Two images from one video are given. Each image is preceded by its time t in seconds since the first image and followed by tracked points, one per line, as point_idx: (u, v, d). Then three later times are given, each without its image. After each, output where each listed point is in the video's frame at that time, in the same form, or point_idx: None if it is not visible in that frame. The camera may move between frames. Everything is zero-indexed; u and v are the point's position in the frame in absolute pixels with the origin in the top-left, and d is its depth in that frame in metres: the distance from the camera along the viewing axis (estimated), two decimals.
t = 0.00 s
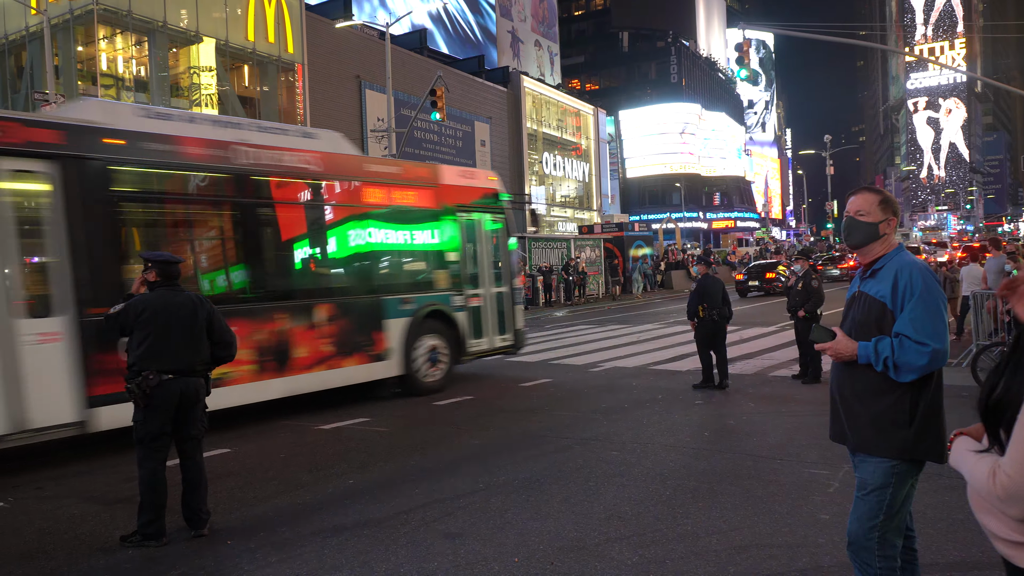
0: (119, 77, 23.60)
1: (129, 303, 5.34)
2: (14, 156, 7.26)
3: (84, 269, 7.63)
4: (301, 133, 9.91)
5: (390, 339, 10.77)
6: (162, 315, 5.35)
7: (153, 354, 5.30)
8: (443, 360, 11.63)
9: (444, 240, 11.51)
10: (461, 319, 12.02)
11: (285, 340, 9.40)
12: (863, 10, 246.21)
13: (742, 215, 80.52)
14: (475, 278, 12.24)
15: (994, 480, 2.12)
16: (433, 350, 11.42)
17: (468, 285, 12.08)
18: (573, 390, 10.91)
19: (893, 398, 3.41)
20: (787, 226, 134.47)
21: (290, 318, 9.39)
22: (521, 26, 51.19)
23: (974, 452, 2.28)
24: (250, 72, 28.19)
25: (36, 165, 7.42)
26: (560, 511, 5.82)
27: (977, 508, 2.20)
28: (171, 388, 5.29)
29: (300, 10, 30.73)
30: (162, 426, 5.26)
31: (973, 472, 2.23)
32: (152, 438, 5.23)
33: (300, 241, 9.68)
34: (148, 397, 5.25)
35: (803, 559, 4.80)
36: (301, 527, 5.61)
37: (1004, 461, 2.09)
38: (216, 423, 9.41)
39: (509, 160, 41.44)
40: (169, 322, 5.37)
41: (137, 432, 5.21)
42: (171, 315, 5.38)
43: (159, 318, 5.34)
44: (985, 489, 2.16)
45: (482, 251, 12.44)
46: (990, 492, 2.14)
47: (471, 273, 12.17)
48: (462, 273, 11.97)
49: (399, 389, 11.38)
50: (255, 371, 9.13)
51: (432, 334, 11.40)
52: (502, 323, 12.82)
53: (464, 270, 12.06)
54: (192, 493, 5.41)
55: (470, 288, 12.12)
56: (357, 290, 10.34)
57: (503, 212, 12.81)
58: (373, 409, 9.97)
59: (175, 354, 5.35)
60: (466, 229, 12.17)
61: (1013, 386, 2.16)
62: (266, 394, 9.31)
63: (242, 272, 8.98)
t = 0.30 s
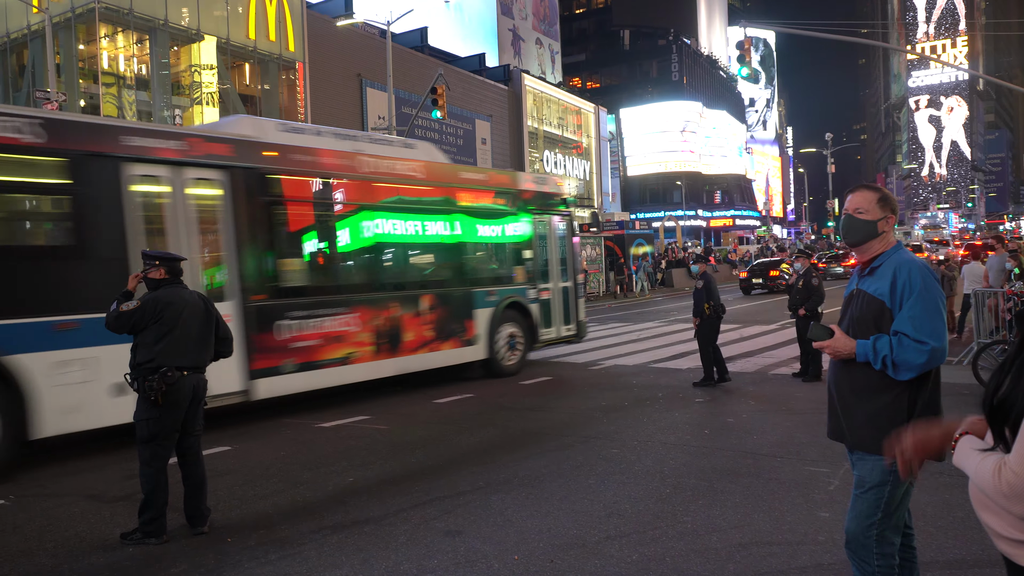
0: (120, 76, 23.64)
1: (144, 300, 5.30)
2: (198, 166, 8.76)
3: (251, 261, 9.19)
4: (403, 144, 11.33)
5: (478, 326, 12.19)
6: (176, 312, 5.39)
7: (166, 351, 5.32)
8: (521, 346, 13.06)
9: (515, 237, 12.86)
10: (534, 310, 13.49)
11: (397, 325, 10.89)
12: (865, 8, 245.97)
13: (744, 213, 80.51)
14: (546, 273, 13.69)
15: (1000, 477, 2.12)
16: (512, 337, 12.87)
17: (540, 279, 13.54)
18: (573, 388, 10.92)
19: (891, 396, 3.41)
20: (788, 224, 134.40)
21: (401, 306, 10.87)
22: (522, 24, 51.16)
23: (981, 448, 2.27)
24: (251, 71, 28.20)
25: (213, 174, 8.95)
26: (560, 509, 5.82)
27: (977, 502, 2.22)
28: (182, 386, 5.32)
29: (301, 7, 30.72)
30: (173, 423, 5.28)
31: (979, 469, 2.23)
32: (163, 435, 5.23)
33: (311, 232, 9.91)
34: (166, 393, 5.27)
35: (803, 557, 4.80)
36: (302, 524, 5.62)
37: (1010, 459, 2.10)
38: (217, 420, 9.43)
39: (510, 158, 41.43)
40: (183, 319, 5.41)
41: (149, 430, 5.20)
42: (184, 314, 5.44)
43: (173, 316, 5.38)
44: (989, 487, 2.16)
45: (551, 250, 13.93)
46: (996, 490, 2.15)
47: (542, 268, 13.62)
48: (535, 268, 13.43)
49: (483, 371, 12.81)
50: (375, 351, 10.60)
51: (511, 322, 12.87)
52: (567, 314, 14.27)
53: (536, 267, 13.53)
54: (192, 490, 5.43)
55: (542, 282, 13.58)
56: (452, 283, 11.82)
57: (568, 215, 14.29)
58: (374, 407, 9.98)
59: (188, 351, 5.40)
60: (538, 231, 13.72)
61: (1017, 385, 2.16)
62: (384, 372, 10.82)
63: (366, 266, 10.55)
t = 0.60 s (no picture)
0: (115, 72, 23.60)
1: (152, 296, 5.29)
2: (324, 172, 10.07)
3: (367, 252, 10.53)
4: (481, 150, 12.71)
5: (545, 313, 13.52)
6: (181, 308, 5.42)
7: (173, 347, 5.34)
8: (580, 333, 14.38)
9: (552, 236, 13.39)
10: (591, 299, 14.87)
11: (479, 311, 12.22)
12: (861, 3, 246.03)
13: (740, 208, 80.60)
14: (601, 265, 15.09)
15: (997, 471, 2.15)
16: (573, 323, 14.21)
17: (596, 271, 14.91)
18: (572, 383, 10.96)
19: (883, 391, 3.42)
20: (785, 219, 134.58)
21: (483, 293, 12.20)
22: (518, 19, 51.09)
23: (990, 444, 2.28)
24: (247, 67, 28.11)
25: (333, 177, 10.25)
26: (558, 505, 5.82)
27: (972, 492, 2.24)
28: (187, 381, 5.36)
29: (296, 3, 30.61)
30: (178, 419, 5.30)
31: (983, 463, 2.25)
32: (164, 431, 5.24)
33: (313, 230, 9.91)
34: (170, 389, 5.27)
35: (800, 552, 4.81)
36: (300, 521, 5.62)
37: (1008, 453, 2.12)
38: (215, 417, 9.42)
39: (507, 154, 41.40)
40: (188, 315, 5.45)
41: (155, 427, 5.21)
42: (190, 310, 5.49)
43: (178, 312, 5.40)
44: (988, 479, 2.19)
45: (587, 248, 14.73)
46: (994, 483, 2.17)
47: (598, 262, 15.02)
48: (593, 260, 14.85)
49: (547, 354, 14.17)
50: (462, 333, 11.95)
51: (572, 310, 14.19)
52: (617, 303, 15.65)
53: (593, 259, 14.93)
54: (189, 486, 5.43)
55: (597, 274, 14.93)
56: (523, 274, 13.16)
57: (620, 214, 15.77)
58: (371, 404, 9.98)
59: (192, 348, 5.44)
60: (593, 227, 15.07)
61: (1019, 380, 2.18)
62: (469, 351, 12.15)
63: (454, 257, 11.91)
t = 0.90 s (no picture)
0: (114, 70, 23.66)
1: (154, 295, 5.31)
2: (420, 178, 11.37)
3: (456, 247, 11.89)
4: (541, 156, 14.06)
5: (598, 304, 14.81)
6: (180, 307, 5.43)
7: (172, 345, 5.34)
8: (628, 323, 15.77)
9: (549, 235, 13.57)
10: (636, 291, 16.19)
11: (545, 301, 13.60)
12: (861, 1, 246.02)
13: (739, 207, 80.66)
14: (644, 260, 16.44)
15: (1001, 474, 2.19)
16: (621, 314, 15.51)
17: (640, 266, 16.25)
18: (570, 381, 10.98)
19: (878, 388, 3.42)
20: (784, 217, 134.70)
21: (549, 285, 13.59)
22: (516, 17, 51.09)
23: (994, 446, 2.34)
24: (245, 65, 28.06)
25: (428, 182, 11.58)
26: (555, 503, 5.82)
27: (977, 498, 2.29)
28: (183, 379, 5.36)
29: None
30: (174, 417, 5.29)
31: (989, 468, 2.30)
32: (164, 429, 5.24)
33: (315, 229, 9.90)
34: (168, 387, 5.27)
35: (798, 549, 4.82)
36: (297, 519, 5.61)
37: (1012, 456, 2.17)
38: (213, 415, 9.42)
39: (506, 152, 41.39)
40: (187, 313, 5.47)
41: (151, 424, 5.19)
42: (189, 308, 5.51)
43: (177, 309, 5.41)
44: (994, 484, 2.25)
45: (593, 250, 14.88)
46: (1001, 486, 2.23)
47: (642, 257, 16.38)
48: (638, 255, 16.21)
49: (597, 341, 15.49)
50: (531, 320, 13.34)
51: (621, 301, 15.59)
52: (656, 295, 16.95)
53: (639, 255, 16.29)
54: (187, 485, 5.42)
55: (642, 269, 16.30)
56: (579, 268, 14.48)
57: (660, 213, 17.20)
58: (370, 401, 9.98)
59: (190, 346, 5.46)
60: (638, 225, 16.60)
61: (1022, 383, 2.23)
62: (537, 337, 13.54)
63: (524, 253, 13.29)
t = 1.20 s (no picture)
0: (111, 67, 23.70)
1: (154, 291, 5.33)
2: (495, 180, 12.55)
3: (526, 242, 13.05)
4: (592, 158, 15.25)
5: (643, 294, 15.95)
6: (178, 303, 5.42)
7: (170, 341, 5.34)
8: (668, 312, 16.86)
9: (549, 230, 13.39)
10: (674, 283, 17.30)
11: (599, 292, 14.72)
12: None
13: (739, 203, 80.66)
14: (681, 254, 17.56)
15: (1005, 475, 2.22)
16: (662, 304, 16.59)
17: (678, 259, 17.36)
18: (569, 377, 10.99)
19: (876, 384, 3.43)
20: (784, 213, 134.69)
21: (603, 277, 14.71)
22: (515, 13, 51.07)
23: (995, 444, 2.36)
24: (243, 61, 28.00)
25: (500, 184, 12.73)
26: (555, 500, 5.82)
27: (982, 499, 2.32)
28: (181, 375, 5.35)
29: None
30: (172, 414, 5.29)
31: (991, 467, 2.33)
32: (161, 426, 5.23)
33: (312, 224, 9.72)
34: (167, 384, 5.27)
35: (798, 544, 4.82)
36: (297, 516, 5.61)
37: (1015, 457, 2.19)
38: (213, 411, 9.42)
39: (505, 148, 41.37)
40: (185, 310, 5.46)
41: (149, 421, 5.19)
42: (188, 305, 5.51)
43: (175, 306, 5.41)
44: (999, 483, 2.27)
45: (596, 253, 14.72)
46: (1005, 484, 2.26)
47: (680, 251, 17.51)
48: (677, 248, 17.35)
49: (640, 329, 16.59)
50: (587, 309, 14.43)
51: (662, 292, 16.73)
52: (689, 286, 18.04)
53: (677, 250, 17.43)
54: (187, 483, 5.42)
55: (680, 262, 17.42)
56: (627, 261, 15.60)
57: (694, 210, 18.36)
58: (369, 398, 9.98)
59: (190, 341, 5.45)
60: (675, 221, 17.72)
61: None
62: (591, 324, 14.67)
63: (581, 247, 14.39)
